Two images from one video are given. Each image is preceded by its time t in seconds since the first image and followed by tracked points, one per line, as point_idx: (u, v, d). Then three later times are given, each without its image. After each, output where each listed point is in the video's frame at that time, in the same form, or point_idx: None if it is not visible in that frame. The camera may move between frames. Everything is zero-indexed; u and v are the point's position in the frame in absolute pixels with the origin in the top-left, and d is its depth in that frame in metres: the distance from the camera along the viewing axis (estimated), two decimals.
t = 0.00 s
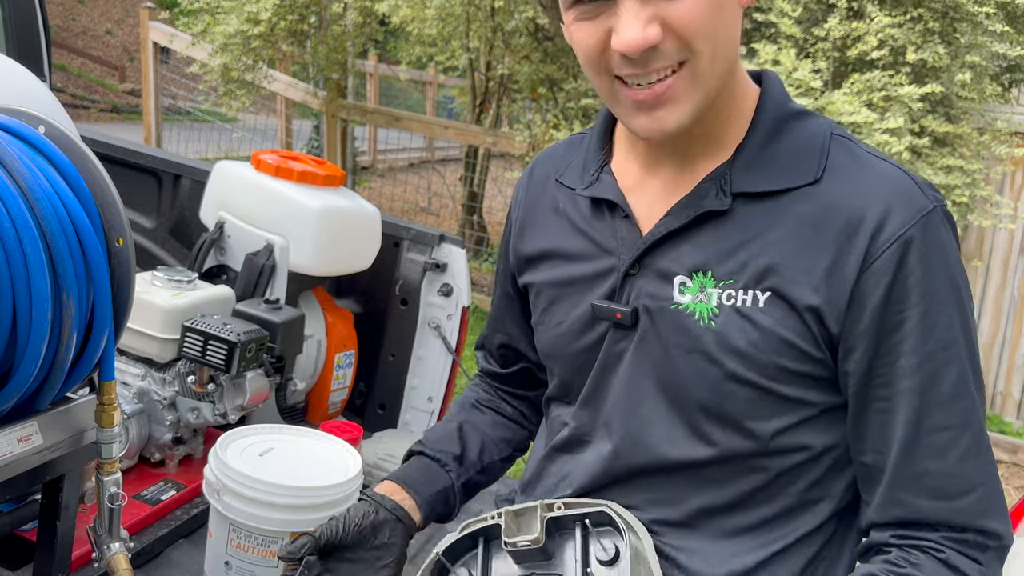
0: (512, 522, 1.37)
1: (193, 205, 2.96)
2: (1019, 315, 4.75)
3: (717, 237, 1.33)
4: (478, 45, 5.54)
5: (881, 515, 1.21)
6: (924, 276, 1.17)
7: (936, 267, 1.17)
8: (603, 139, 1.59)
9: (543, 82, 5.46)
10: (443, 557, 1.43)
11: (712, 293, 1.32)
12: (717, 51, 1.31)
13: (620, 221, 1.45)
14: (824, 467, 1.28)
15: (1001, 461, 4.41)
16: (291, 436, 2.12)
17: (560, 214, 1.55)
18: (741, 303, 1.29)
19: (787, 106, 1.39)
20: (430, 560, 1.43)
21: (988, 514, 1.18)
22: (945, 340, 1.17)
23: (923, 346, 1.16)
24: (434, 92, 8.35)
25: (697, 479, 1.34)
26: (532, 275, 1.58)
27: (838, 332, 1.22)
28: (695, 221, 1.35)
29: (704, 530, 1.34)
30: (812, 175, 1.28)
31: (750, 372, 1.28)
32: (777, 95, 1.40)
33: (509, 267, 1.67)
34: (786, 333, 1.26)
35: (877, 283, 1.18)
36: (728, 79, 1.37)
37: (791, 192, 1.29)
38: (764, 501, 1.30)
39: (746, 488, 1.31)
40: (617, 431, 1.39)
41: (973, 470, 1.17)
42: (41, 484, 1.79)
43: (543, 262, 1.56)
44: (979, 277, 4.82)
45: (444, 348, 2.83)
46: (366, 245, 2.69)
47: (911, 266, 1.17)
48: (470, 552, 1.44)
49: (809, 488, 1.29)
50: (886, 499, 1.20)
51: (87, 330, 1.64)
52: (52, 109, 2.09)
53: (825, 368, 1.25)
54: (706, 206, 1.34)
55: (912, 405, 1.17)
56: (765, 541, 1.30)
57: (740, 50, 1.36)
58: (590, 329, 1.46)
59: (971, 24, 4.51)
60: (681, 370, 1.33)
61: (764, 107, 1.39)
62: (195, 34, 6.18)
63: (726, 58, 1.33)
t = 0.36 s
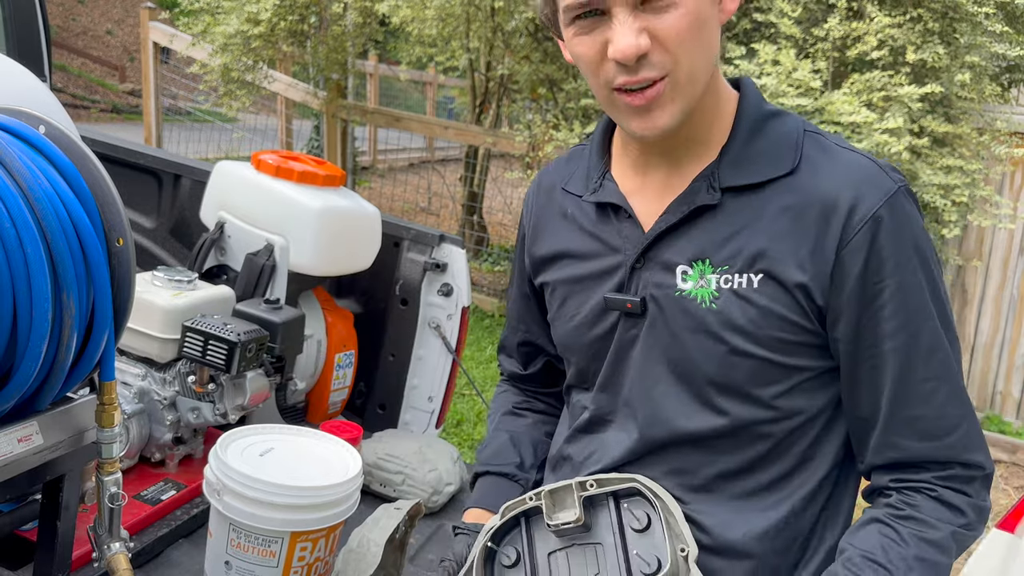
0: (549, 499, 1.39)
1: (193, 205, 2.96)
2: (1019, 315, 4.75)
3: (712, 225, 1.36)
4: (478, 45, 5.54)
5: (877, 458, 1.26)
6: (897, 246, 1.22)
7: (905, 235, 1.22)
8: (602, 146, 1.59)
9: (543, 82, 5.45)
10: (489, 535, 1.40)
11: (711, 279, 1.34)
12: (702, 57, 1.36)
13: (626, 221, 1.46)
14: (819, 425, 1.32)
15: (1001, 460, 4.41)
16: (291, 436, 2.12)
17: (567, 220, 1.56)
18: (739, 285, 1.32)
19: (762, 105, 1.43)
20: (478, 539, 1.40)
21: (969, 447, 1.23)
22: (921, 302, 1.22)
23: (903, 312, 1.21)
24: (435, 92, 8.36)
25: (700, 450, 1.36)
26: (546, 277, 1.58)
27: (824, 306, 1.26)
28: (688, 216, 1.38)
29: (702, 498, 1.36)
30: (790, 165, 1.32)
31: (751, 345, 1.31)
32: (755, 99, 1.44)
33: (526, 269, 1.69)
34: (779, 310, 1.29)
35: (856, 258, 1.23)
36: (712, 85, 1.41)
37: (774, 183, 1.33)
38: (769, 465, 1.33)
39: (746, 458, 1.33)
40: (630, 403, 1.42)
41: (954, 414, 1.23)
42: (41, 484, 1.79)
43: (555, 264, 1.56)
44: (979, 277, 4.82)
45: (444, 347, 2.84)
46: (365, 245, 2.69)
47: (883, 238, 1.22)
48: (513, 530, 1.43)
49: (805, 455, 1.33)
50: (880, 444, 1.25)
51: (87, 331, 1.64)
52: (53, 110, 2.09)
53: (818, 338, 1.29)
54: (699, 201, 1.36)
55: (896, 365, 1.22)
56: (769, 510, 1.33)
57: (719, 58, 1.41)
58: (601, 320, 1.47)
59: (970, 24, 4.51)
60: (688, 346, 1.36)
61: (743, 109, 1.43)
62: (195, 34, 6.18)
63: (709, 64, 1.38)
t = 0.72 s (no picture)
0: (592, 465, 1.54)
1: (193, 205, 2.97)
2: (1018, 315, 4.75)
3: (715, 223, 1.46)
4: (478, 45, 5.54)
5: (879, 408, 1.35)
6: (879, 218, 1.31)
7: (887, 206, 1.32)
8: (613, 155, 1.66)
9: (543, 83, 5.46)
10: (543, 501, 1.56)
11: (722, 269, 1.44)
12: (691, 69, 1.45)
13: (641, 226, 1.55)
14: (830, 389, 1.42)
15: (1000, 460, 4.41)
16: (293, 436, 2.13)
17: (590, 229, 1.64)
18: (746, 272, 1.42)
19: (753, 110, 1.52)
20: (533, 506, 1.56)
21: (959, 393, 1.31)
22: (907, 266, 1.30)
23: (889, 278, 1.31)
24: (434, 92, 8.36)
25: (722, 424, 1.46)
26: (575, 281, 1.67)
27: (819, 279, 1.36)
28: (695, 214, 1.47)
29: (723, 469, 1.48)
30: (777, 161, 1.42)
31: (764, 323, 1.41)
32: (742, 102, 1.53)
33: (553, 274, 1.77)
34: (786, 289, 1.39)
35: (844, 235, 1.33)
36: (703, 95, 1.50)
37: (768, 176, 1.42)
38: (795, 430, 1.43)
39: (775, 423, 1.43)
40: (667, 383, 1.52)
41: (945, 366, 1.31)
42: (41, 484, 1.79)
43: (583, 269, 1.65)
44: (978, 277, 4.82)
45: (444, 347, 2.84)
46: (365, 245, 2.70)
47: (866, 213, 1.32)
48: (564, 493, 1.58)
49: (819, 421, 1.43)
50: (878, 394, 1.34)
51: (87, 331, 1.65)
52: (53, 110, 2.10)
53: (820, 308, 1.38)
54: (703, 200, 1.46)
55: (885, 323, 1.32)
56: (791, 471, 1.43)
57: (706, 73, 1.50)
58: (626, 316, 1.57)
59: (970, 24, 4.51)
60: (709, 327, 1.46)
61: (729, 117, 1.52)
62: (195, 34, 6.20)
63: (697, 76, 1.47)
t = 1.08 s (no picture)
0: (617, 436, 1.57)
1: (194, 205, 2.97)
2: (1018, 316, 4.73)
3: (773, 209, 1.43)
4: (478, 45, 5.53)
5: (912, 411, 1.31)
6: (930, 222, 1.27)
7: (940, 212, 1.28)
8: (690, 138, 1.65)
9: (543, 83, 5.48)
10: (566, 463, 1.58)
11: (770, 253, 1.41)
12: (758, 60, 1.42)
13: (701, 208, 1.54)
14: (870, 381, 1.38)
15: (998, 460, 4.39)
16: (295, 435, 2.13)
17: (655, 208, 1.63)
18: (793, 259, 1.39)
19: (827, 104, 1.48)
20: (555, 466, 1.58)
21: (995, 407, 1.27)
22: (952, 273, 1.26)
23: (936, 281, 1.27)
24: (434, 92, 8.38)
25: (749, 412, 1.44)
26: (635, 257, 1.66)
27: (864, 274, 1.32)
28: (753, 198, 1.46)
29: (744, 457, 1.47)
30: (839, 154, 1.38)
31: (805, 310, 1.38)
32: (818, 96, 1.49)
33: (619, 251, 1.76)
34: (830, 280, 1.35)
35: (895, 233, 1.29)
36: (772, 85, 1.46)
37: (828, 169, 1.38)
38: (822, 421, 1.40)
39: (803, 413, 1.41)
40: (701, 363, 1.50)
41: (983, 381, 1.27)
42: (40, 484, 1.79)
43: (642, 244, 1.64)
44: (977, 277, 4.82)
45: (444, 347, 2.85)
46: (365, 245, 2.70)
47: (918, 215, 1.28)
48: (587, 459, 1.60)
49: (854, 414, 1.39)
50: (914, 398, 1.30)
51: (88, 330, 1.65)
52: (53, 109, 2.10)
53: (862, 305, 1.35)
54: (761, 184, 1.44)
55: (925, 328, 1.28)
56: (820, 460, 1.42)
57: (778, 62, 1.47)
58: (672, 294, 1.56)
59: (970, 24, 4.52)
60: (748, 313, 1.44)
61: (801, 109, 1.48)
62: (196, 35, 6.21)
63: (767, 66, 1.44)
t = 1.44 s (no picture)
0: (669, 430, 1.66)
1: (194, 204, 2.97)
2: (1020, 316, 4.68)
3: (809, 248, 1.49)
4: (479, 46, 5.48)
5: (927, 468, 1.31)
6: (951, 298, 1.23)
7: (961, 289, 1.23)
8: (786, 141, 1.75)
9: (543, 83, 5.48)
10: (615, 447, 1.70)
11: (795, 284, 1.50)
12: (744, 109, 1.48)
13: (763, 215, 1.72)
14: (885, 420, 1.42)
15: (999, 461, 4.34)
16: (294, 438, 2.13)
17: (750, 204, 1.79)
18: (814, 297, 1.46)
19: (887, 148, 1.45)
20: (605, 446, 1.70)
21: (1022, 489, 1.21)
22: (970, 352, 1.22)
23: (952, 361, 1.23)
24: (434, 93, 8.39)
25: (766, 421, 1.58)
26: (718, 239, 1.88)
27: (880, 331, 1.35)
28: (793, 228, 1.54)
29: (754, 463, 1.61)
30: (873, 214, 1.39)
31: (816, 349, 1.45)
32: (878, 135, 1.47)
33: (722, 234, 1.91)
34: (842, 328, 1.41)
35: (909, 306, 1.27)
36: (780, 122, 1.49)
37: (860, 223, 1.41)
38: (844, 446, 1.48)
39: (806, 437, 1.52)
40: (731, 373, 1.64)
41: (1003, 467, 1.22)
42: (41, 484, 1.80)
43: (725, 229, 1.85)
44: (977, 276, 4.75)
45: (444, 347, 2.85)
46: (365, 245, 2.70)
47: (937, 290, 1.24)
48: (638, 443, 1.71)
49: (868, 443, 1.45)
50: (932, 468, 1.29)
51: (88, 331, 1.65)
52: (54, 110, 2.10)
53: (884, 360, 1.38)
54: (799, 219, 1.52)
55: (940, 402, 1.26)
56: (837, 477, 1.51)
57: (777, 100, 1.45)
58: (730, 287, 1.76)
59: (969, 24, 4.53)
60: (771, 334, 1.54)
61: (859, 145, 1.48)
62: (196, 35, 6.23)
63: (761, 108, 1.47)
